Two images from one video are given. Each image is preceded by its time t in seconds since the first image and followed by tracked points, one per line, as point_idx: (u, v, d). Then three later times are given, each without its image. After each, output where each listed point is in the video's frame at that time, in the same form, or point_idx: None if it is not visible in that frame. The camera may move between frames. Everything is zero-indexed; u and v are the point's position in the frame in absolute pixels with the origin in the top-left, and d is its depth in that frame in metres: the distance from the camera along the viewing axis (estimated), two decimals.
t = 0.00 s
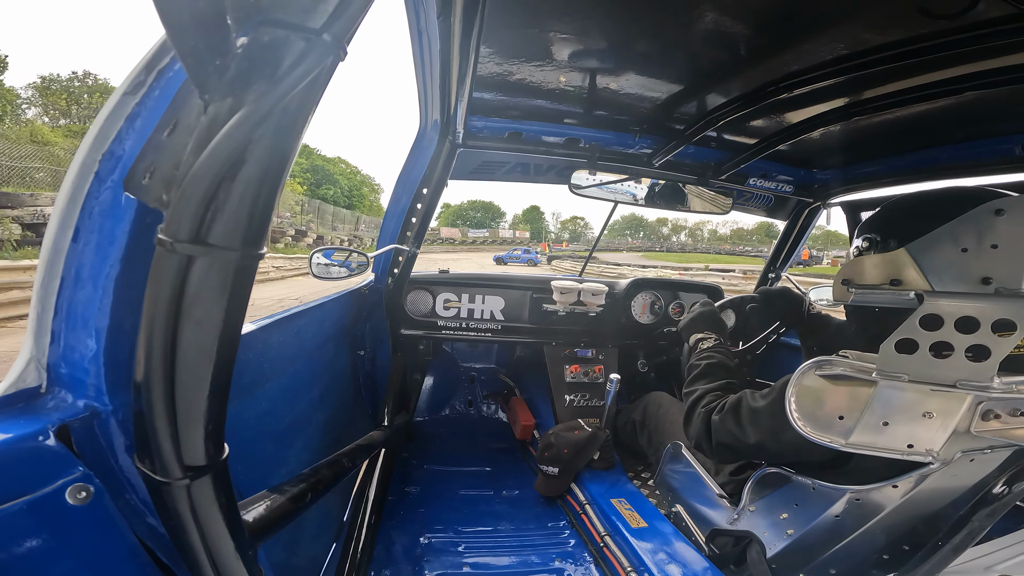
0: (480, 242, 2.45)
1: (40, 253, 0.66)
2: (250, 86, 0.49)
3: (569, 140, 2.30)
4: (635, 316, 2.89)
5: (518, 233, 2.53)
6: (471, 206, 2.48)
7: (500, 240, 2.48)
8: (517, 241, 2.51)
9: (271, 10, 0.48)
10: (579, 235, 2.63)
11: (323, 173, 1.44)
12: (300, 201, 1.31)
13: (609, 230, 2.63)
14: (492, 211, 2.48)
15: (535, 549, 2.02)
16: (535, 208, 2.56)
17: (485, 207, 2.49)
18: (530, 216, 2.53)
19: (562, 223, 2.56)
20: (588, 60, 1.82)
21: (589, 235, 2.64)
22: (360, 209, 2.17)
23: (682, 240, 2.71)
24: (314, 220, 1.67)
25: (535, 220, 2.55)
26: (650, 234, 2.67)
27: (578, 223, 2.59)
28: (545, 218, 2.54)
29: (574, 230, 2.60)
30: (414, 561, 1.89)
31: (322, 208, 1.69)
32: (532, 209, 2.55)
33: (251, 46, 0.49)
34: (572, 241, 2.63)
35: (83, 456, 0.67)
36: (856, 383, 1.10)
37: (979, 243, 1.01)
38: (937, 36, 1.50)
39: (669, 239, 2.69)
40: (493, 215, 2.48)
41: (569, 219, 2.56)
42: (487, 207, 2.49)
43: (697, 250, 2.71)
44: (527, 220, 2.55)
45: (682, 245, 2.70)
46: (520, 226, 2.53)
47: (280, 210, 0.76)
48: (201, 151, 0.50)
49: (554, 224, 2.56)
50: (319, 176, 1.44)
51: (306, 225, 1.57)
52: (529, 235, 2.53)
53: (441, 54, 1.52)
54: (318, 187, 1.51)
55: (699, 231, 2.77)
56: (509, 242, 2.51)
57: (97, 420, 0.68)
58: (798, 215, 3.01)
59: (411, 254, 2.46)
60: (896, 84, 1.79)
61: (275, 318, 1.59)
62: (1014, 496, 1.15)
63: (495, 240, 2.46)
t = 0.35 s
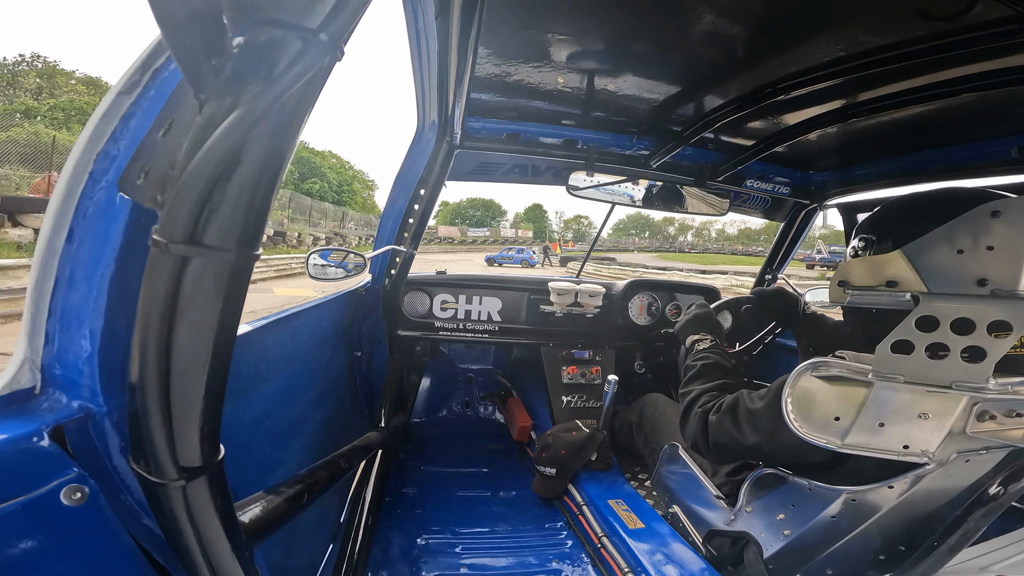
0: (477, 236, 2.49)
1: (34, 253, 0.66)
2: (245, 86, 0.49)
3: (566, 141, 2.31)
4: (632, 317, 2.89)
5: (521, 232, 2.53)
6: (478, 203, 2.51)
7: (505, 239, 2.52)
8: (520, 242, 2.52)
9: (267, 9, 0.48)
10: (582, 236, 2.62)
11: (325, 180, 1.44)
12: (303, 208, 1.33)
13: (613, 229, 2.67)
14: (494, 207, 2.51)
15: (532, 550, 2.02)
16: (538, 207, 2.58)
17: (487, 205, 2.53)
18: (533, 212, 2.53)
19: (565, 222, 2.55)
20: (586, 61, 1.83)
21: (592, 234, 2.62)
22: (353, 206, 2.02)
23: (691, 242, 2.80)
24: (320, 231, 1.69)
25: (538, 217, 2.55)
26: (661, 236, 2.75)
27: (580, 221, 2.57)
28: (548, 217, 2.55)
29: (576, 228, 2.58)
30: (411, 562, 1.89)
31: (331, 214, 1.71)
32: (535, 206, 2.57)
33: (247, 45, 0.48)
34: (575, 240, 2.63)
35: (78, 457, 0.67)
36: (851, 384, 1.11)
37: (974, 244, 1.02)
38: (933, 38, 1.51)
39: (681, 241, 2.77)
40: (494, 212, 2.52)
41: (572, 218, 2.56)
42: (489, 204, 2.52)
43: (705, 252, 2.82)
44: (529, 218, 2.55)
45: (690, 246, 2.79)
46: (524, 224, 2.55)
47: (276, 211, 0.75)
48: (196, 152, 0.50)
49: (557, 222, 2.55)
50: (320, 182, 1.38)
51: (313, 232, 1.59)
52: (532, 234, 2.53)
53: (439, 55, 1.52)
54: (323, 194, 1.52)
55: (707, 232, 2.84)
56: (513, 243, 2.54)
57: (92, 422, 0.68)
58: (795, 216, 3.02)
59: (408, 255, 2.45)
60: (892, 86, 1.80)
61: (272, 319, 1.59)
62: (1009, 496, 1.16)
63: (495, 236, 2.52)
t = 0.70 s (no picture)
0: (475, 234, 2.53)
1: (33, 257, 0.66)
2: (243, 90, 0.49)
3: (563, 145, 2.33)
4: (630, 321, 2.90)
5: (524, 231, 2.58)
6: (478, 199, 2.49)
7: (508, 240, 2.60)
8: (523, 242, 2.59)
9: (266, 14, 0.49)
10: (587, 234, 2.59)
11: (309, 172, 1.31)
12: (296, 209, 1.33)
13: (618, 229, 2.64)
14: (494, 206, 2.52)
15: (532, 554, 2.01)
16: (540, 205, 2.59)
17: (487, 203, 2.51)
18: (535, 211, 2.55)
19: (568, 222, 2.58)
20: (582, 65, 1.84)
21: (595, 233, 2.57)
22: (337, 199, 1.84)
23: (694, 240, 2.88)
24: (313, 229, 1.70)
25: (541, 216, 2.57)
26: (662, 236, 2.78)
27: (584, 220, 2.57)
28: (550, 215, 2.57)
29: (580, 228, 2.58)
30: (410, 567, 1.88)
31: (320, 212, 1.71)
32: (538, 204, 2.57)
33: (246, 50, 0.49)
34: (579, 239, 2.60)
35: (74, 463, 0.66)
36: (850, 385, 1.11)
37: (969, 244, 1.03)
38: (925, 41, 1.53)
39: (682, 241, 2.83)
40: (493, 211, 2.54)
41: (574, 218, 2.58)
42: (488, 202, 2.51)
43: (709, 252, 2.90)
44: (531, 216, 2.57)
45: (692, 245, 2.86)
46: (525, 223, 2.58)
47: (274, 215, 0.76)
48: (194, 155, 0.50)
49: (560, 222, 2.60)
50: (309, 178, 1.36)
51: (302, 231, 1.59)
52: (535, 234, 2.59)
53: (436, 59, 1.52)
54: (315, 194, 1.52)
55: (713, 233, 2.91)
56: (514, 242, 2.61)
57: (89, 426, 0.67)
58: (791, 218, 3.03)
59: (405, 259, 2.45)
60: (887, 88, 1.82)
61: (268, 324, 1.58)
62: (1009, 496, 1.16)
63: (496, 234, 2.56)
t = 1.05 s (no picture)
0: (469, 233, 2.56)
1: (29, 251, 0.65)
2: (241, 86, 0.49)
3: (563, 141, 2.31)
4: (628, 317, 2.91)
5: (523, 229, 2.68)
6: (475, 196, 2.50)
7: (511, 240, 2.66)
8: (523, 240, 2.68)
9: (263, 8, 0.48)
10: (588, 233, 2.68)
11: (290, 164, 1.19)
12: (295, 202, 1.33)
13: (619, 228, 2.75)
14: (490, 203, 2.56)
15: (528, 549, 2.02)
16: (539, 204, 2.62)
17: (484, 200, 2.54)
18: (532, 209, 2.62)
19: (567, 220, 2.66)
20: (583, 61, 1.83)
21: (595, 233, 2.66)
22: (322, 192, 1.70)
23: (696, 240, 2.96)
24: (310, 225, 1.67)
25: (540, 214, 2.66)
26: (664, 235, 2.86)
27: (583, 220, 2.64)
28: (548, 214, 2.65)
29: (580, 226, 2.67)
30: (407, 561, 1.89)
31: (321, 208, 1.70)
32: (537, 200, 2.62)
33: (243, 44, 0.48)
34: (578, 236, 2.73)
35: (71, 456, 0.66)
36: (846, 384, 1.12)
37: (967, 245, 1.02)
38: (927, 40, 1.52)
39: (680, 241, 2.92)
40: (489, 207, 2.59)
41: (574, 217, 2.65)
42: (483, 199, 2.53)
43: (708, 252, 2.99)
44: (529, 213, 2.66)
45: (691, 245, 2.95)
46: (524, 221, 2.67)
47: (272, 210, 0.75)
48: (191, 150, 0.50)
49: (559, 220, 2.67)
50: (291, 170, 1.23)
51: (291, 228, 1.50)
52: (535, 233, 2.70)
53: (436, 53, 1.51)
54: (309, 187, 1.51)
55: (716, 232, 2.99)
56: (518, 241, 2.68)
57: (85, 420, 0.67)
58: (789, 217, 3.03)
59: (404, 253, 2.43)
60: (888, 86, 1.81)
61: (265, 317, 1.58)
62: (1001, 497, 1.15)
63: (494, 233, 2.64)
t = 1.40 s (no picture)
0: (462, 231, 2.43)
1: (30, 258, 0.66)
2: (240, 90, 0.49)
3: (559, 142, 2.33)
4: (627, 317, 2.88)
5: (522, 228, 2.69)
6: (471, 195, 2.51)
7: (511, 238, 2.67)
8: (523, 239, 2.69)
9: (260, 13, 0.49)
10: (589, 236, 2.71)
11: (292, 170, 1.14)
12: (296, 207, 1.34)
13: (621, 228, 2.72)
14: (489, 202, 2.56)
15: (532, 551, 2.02)
16: (538, 202, 2.64)
17: (480, 198, 2.54)
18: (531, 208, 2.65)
19: (567, 218, 2.66)
20: (579, 62, 1.84)
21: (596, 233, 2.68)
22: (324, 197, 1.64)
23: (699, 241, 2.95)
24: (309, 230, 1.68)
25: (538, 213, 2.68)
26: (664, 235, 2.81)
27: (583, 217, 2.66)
28: (547, 213, 2.68)
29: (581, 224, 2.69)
30: (411, 565, 1.88)
31: (321, 213, 1.71)
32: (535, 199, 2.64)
33: (241, 49, 0.49)
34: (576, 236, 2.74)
35: (74, 463, 0.66)
36: (848, 381, 1.12)
37: (965, 241, 1.02)
38: (920, 37, 1.53)
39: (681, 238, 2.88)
40: (486, 207, 2.57)
41: (574, 216, 2.67)
42: (481, 198, 2.54)
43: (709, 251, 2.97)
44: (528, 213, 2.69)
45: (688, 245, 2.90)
46: (524, 220, 2.69)
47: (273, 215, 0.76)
48: (191, 155, 0.50)
49: (558, 219, 2.69)
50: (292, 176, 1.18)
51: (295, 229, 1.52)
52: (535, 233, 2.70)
53: (432, 57, 1.52)
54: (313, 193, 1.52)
55: (719, 231, 2.98)
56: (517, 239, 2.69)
57: (88, 426, 0.67)
58: (788, 215, 3.03)
59: (403, 257, 2.45)
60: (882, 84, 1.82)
61: (266, 323, 1.58)
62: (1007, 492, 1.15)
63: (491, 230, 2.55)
